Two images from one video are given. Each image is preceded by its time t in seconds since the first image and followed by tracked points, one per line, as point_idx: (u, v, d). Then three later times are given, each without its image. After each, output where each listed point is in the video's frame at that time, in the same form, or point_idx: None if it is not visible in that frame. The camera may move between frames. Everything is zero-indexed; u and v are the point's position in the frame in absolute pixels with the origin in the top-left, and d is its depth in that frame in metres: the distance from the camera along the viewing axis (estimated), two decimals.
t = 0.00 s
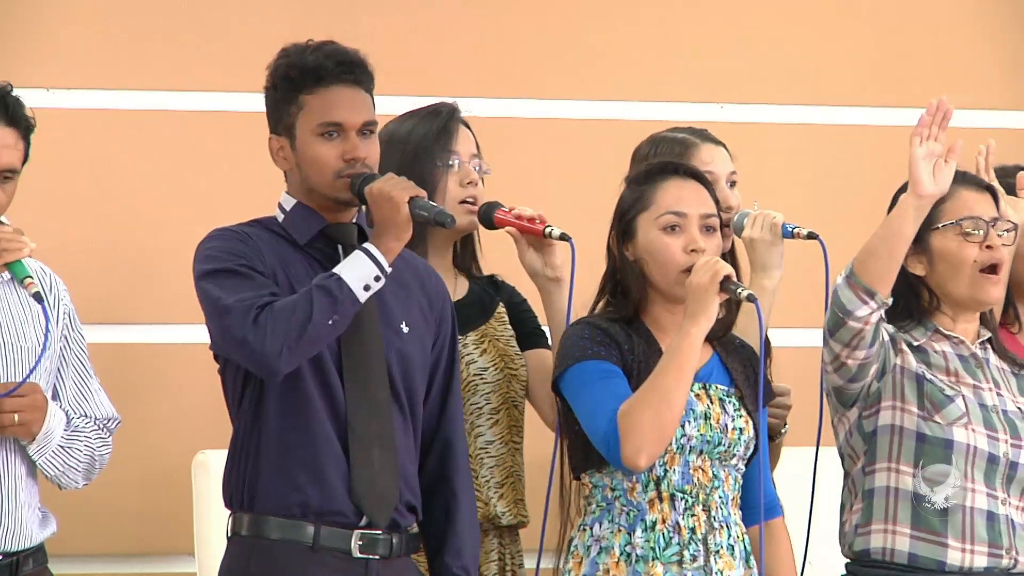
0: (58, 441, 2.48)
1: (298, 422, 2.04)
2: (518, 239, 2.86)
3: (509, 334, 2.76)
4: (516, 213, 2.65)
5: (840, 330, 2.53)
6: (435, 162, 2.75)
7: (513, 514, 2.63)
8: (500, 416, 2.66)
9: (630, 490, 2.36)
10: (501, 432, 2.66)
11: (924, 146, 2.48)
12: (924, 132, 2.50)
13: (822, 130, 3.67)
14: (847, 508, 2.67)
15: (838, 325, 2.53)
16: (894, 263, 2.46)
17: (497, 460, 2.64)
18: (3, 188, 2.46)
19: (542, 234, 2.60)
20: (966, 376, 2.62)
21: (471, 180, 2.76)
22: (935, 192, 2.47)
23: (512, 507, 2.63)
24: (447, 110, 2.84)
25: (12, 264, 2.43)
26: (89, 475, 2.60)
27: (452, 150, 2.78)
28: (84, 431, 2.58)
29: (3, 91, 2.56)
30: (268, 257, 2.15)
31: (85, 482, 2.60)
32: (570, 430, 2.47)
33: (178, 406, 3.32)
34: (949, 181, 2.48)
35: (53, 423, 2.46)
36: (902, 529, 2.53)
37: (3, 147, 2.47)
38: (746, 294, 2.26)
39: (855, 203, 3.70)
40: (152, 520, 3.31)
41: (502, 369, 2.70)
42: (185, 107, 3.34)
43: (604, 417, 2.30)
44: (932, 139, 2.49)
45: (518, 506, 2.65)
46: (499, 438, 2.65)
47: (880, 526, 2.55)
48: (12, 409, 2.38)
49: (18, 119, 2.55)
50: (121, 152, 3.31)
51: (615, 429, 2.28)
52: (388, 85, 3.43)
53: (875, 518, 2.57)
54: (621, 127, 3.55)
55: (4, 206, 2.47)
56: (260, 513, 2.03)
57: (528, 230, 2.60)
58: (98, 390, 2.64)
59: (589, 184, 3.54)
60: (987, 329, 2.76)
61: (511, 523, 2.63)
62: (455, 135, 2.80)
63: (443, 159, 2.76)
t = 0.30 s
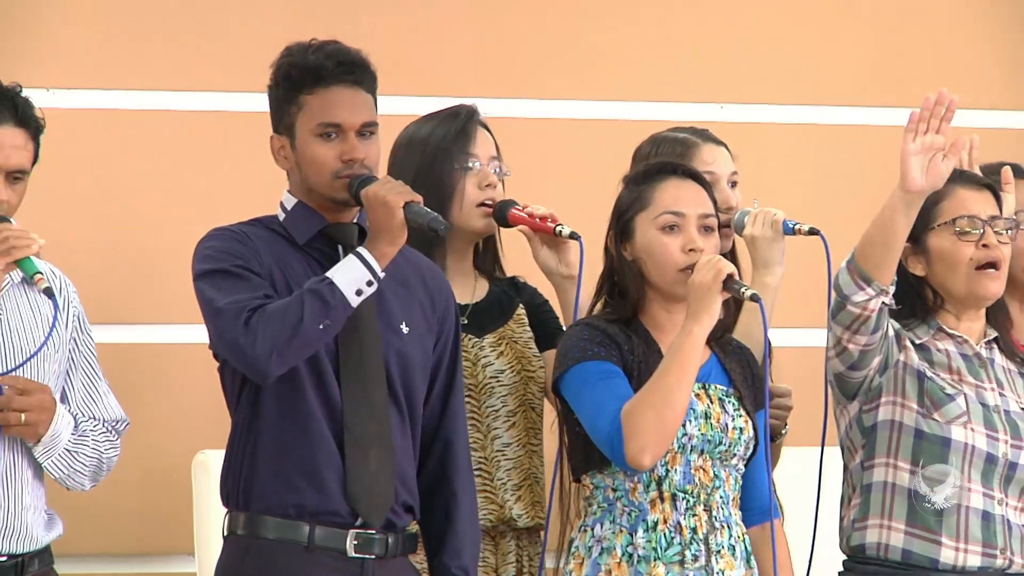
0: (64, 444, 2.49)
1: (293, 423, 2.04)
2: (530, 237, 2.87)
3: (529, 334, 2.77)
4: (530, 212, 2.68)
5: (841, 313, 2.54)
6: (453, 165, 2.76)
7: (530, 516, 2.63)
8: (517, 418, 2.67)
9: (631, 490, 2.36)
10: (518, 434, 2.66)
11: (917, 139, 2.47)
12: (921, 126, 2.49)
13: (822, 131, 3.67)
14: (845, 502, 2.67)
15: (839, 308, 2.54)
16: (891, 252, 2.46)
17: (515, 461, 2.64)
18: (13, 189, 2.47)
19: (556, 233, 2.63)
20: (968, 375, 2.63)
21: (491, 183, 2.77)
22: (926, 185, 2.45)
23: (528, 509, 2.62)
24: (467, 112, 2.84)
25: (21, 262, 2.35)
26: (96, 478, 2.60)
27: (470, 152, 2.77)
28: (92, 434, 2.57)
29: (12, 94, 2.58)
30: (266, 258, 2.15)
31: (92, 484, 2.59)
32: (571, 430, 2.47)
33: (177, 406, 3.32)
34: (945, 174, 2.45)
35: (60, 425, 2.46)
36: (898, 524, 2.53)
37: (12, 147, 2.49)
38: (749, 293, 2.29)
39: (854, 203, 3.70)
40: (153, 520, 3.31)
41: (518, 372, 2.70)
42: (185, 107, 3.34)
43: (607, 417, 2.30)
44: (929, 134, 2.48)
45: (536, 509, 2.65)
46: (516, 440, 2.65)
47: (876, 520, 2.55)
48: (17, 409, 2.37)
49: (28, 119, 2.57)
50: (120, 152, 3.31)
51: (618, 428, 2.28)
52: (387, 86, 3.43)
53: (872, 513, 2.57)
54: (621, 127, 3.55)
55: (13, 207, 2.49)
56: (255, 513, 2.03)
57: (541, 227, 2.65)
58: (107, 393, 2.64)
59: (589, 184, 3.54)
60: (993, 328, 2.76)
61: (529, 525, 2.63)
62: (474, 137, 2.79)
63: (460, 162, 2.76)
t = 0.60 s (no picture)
0: (68, 444, 2.48)
1: (291, 423, 2.04)
2: (535, 243, 2.86)
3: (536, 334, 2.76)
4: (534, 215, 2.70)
5: (844, 309, 2.54)
6: (461, 168, 2.76)
7: (535, 518, 2.61)
8: (521, 420, 2.66)
9: (631, 491, 2.36)
10: (524, 437, 2.66)
11: (915, 130, 2.49)
12: (920, 118, 2.51)
13: (822, 131, 3.67)
14: (850, 502, 2.66)
15: (842, 303, 2.54)
16: (891, 247, 2.47)
17: (519, 464, 2.63)
18: (18, 192, 2.45)
19: (556, 239, 2.65)
20: (973, 375, 2.62)
21: (500, 189, 2.77)
22: (926, 176, 2.46)
23: (533, 512, 2.61)
24: (478, 115, 2.84)
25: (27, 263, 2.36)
26: (101, 479, 2.59)
27: (480, 156, 2.77)
28: (96, 435, 2.56)
29: (20, 97, 2.57)
30: (264, 258, 2.15)
31: (97, 485, 2.58)
32: (569, 431, 2.47)
33: (176, 405, 3.32)
34: (943, 167, 2.46)
35: (64, 424, 2.45)
36: (901, 524, 2.53)
37: (18, 149, 2.47)
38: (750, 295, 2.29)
39: (854, 203, 3.70)
40: (152, 520, 3.31)
41: (524, 374, 2.69)
42: (185, 108, 3.34)
43: (610, 418, 2.30)
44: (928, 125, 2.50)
45: (540, 511, 2.64)
46: (520, 442, 2.65)
47: (881, 520, 2.56)
48: (19, 407, 2.37)
49: (34, 121, 2.55)
50: (120, 152, 3.31)
51: (621, 430, 2.27)
52: (387, 86, 3.43)
53: (876, 512, 2.57)
54: (621, 127, 3.55)
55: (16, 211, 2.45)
56: (254, 513, 2.03)
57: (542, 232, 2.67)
58: (112, 395, 2.63)
59: (589, 184, 3.54)
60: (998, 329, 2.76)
61: (534, 528, 2.61)
62: (483, 141, 2.79)
63: (470, 165, 2.76)
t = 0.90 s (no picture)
0: (72, 441, 2.48)
1: (290, 423, 2.04)
2: (534, 243, 2.84)
3: (535, 338, 2.76)
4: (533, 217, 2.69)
5: (847, 309, 2.53)
6: (459, 168, 2.75)
7: (530, 519, 2.62)
8: (518, 421, 2.66)
9: (633, 491, 2.36)
10: (520, 438, 2.66)
11: (913, 125, 2.47)
12: (917, 111, 2.48)
13: (822, 131, 3.67)
14: (855, 505, 2.66)
15: (846, 304, 2.53)
16: (892, 245, 2.47)
17: (515, 464, 2.64)
18: (19, 193, 2.47)
19: (555, 238, 2.65)
20: (975, 375, 2.62)
21: (500, 189, 2.76)
22: (926, 171, 2.45)
23: (529, 512, 2.62)
24: (478, 114, 2.82)
25: (29, 264, 2.36)
26: (105, 476, 2.59)
27: (479, 156, 2.76)
28: (99, 433, 2.56)
29: (20, 96, 2.57)
30: (262, 258, 2.15)
31: (100, 483, 2.59)
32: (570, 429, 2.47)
33: (176, 405, 3.32)
34: (943, 160, 2.45)
35: (66, 422, 2.45)
36: (909, 525, 2.52)
37: (20, 150, 2.48)
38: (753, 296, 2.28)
39: (854, 203, 3.70)
40: (153, 520, 3.30)
41: (522, 375, 2.70)
42: (185, 108, 3.34)
43: (613, 421, 2.29)
44: (925, 118, 2.48)
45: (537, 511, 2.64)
46: (517, 443, 2.65)
47: (888, 522, 2.55)
48: (22, 405, 2.37)
49: (35, 121, 2.56)
50: (120, 152, 3.30)
51: (624, 433, 2.27)
52: (387, 86, 3.43)
53: (883, 514, 2.56)
54: (621, 127, 3.54)
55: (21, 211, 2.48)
56: (254, 513, 2.03)
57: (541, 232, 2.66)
58: (115, 392, 2.63)
59: (589, 184, 3.54)
60: (997, 330, 2.76)
61: (529, 528, 2.62)
62: (483, 141, 2.78)
63: (469, 166, 2.75)
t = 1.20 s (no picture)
0: (77, 442, 2.48)
1: (293, 423, 2.04)
2: (528, 248, 2.80)
3: (529, 340, 2.76)
4: (529, 221, 2.66)
5: (844, 320, 2.53)
6: (453, 169, 2.76)
7: (524, 520, 2.61)
8: (512, 421, 2.66)
9: (634, 492, 2.35)
10: (515, 438, 2.65)
11: (914, 127, 2.47)
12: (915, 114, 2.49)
13: (823, 131, 3.66)
14: (857, 507, 2.65)
15: (842, 315, 2.53)
16: (892, 251, 2.45)
17: (509, 465, 2.63)
18: (23, 190, 2.47)
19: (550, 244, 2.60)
20: (975, 376, 2.62)
21: (490, 190, 2.77)
22: (931, 172, 2.45)
23: (523, 513, 2.61)
24: (471, 114, 2.84)
25: (32, 260, 2.30)
26: (109, 477, 2.58)
27: (472, 157, 2.78)
28: (104, 433, 2.56)
29: (21, 94, 2.57)
30: (264, 257, 2.15)
31: (104, 483, 2.58)
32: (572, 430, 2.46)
33: (176, 405, 3.31)
34: (944, 162, 2.45)
35: (71, 423, 2.45)
36: (912, 526, 2.51)
37: (20, 148, 2.48)
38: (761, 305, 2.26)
39: (856, 203, 3.70)
40: (154, 520, 3.30)
41: (515, 374, 2.69)
42: (184, 108, 3.34)
43: (616, 425, 2.29)
44: (925, 121, 2.48)
45: (530, 512, 2.63)
46: (511, 444, 2.64)
47: (890, 523, 2.53)
48: (24, 407, 2.37)
49: (36, 120, 2.56)
50: (120, 152, 3.30)
51: (628, 436, 2.27)
52: (387, 86, 3.42)
53: (885, 515, 2.55)
54: (621, 127, 3.54)
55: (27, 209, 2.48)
56: (258, 514, 2.02)
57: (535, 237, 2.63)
58: (119, 393, 2.63)
59: (589, 184, 3.53)
60: (994, 331, 2.75)
61: (523, 528, 2.61)
62: (476, 142, 2.79)
63: (461, 166, 2.76)
